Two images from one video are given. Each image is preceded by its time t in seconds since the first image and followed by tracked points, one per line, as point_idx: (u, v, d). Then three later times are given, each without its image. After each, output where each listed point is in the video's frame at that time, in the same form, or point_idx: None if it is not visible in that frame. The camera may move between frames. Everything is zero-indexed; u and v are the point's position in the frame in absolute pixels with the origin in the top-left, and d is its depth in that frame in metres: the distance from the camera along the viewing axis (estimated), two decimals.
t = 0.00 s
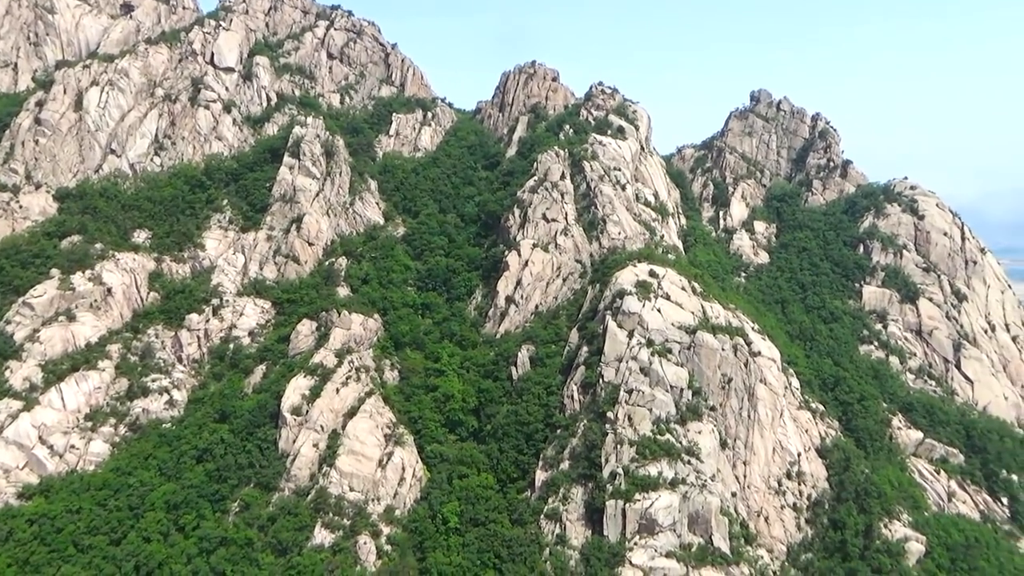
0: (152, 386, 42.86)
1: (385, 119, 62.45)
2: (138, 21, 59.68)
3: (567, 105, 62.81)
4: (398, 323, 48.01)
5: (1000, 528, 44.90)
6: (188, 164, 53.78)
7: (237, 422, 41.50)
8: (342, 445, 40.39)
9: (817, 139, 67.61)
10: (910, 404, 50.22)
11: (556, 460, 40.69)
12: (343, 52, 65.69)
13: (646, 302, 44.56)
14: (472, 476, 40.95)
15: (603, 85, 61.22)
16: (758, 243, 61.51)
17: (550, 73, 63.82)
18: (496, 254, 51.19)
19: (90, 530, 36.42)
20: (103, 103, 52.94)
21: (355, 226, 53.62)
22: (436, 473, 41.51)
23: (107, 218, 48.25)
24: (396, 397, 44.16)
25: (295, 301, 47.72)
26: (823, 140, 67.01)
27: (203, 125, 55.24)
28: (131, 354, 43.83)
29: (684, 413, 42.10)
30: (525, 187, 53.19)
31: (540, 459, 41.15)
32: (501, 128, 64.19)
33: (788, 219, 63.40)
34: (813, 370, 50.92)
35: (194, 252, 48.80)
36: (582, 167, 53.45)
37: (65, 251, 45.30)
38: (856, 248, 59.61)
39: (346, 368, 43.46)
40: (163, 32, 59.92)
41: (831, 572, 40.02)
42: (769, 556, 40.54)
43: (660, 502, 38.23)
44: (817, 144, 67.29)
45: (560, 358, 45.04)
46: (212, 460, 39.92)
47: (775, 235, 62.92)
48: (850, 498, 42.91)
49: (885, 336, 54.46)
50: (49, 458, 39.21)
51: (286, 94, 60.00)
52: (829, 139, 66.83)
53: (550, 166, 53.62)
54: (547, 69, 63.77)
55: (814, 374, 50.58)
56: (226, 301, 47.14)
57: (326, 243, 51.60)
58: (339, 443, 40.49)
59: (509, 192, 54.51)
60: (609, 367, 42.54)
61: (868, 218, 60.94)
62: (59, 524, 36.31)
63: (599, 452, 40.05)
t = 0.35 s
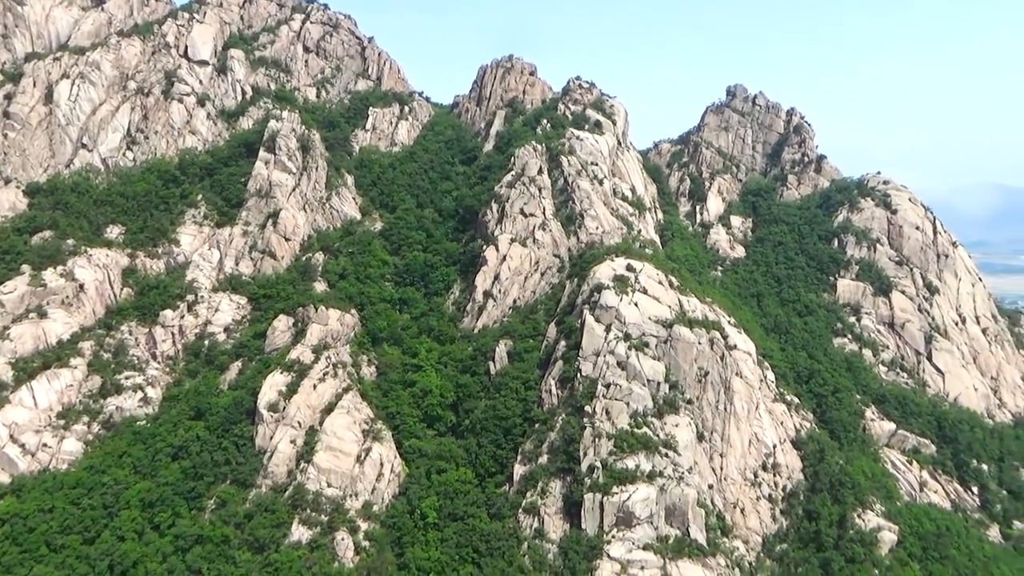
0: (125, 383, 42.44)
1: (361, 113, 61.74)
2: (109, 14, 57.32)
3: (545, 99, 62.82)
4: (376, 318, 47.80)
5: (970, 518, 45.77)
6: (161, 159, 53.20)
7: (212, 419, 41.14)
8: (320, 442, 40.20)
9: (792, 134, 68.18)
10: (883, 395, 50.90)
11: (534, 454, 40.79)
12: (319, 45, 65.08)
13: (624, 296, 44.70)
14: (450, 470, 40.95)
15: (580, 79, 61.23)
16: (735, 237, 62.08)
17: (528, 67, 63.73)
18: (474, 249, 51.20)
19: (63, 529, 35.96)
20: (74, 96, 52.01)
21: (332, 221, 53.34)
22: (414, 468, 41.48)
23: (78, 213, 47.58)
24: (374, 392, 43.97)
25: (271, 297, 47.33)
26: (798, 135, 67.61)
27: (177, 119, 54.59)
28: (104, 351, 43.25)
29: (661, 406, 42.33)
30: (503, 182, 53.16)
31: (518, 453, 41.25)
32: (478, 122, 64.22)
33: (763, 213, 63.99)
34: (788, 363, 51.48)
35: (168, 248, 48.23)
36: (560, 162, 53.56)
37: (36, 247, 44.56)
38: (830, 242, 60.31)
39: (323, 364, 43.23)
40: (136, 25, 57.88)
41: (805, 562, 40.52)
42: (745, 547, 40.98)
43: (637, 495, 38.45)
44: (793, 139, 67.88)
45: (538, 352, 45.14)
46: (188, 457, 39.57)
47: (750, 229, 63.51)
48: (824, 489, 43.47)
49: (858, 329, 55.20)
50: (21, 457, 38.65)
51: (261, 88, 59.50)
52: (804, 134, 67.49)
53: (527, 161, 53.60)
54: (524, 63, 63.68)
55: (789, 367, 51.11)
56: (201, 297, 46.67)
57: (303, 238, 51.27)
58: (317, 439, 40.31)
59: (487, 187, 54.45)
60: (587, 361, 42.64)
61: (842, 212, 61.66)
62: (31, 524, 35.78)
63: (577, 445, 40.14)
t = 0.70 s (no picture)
0: (98, 380, 41.83)
1: (337, 107, 61.54)
2: (77, 4, 56.40)
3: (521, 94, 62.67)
4: (352, 313, 47.53)
5: (941, 506, 46.59)
6: (133, 153, 52.38)
7: (187, 416, 40.70)
8: (296, 438, 39.94)
9: (766, 129, 68.73)
10: (855, 387, 51.59)
11: (512, 448, 40.82)
12: (293, 38, 64.59)
13: (600, 290, 44.79)
14: (428, 466, 40.89)
15: (557, 74, 61.17)
16: (710, 231, 62.59)
17: (503, 61, 63.61)
18: (450, 244, 51.09)
19: (35, 529, 35.43)
20: (42, 90, 51.43)
21: (308, 216, 52.99)
22: (392, 463, 41.35)
23: (48, 207, 46.92)
24: (351, 388, 43.72)
25: (246, 293, 46.89)
26: (772, 130, 68.19)
27: (149, 112, 53.78)
28: (76, 348, 42.63)
29: (638, 400, 42.53)
30: (479, 176, 53.03)
31: (495, 447, 41.28)
32: (454, 116, 63.98)
33: (738, 207, 64.50)
34: (764, 355, 51.96)
35: (140, 243, 47.56)
36: (536, 157, 53.45)
37: (4, 242, 43.74)
38: (804, 236, 60.93)
39: (299, 360, 42.87)
40: (105, 16, 56.84)
41: (780, 552, 41.00)
42: (721, 539, 41.43)
43: (614, 488, 38.65)
44: (767, 133, 68.46)
45: (515, 347, 45.16)
46: (162, 455, 39.14)
47: (725, 223, 64.02)
48: (798, 480, 44.00)
49: (832, 322, 55.89)
50: None
51: (234, 82, 58.75)
52: (778, 128, 67.96)
53: (504, 155, 53.62)
54: (500, 57, 63.52)
55: (764, 359, 51.60)
56: (174, 293, 46.14)
57: (278, 233, 50.91)
58: (293, 435, 40.04)
59: (464, 181, 54.32)
60: (564, 355, 42.66)
61: (816, 206, 62.27)
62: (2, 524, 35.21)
63: (554, 439, 40.19)
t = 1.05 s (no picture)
0: (67, 377, 41.26)
1: (311, 100, 60.43)
2: None
3: (495, 88, 62.76)
4: (326, 308, 47.28)
5: (910, 494, 47.42)
6: (102, 146, 51.67)
7: (159, 413, 40.27)
8: (271, 433, 39.65)
9: (739, 123, 69.37)
10: (827, 377, 52.27)
11: (487, 442, 40.86)
12: (265, 31, 63.74)
13: (576, 284, 44.91)
14: (404, 460, 40.82)
15: (531, 67, 61.15)
16: (684, 225, 63.00)
17: (478, 54, 63.44)
18: (425, 238, 50.97)
19: (3, 529, 34.87)
20: (8, 81, 50.16)
21: (281, 210, 52.63)
22: (368, 458, 41.23)
23: (14, 202, 45.81)
24: (326, 383, 43.51)
25: (219, 288, 46.44)
26: (745, 124, 68.85)
27: (118, 105, 53.20)
28: (44, 345, 41.99)
29: (613, 392, 42.71)
30: (454, 170, 52.86)
31: (471, 441, 41.35)
32: (429, 110, 63.76)
33: (712, 200, 65.11)
34: (737, 348, 52.45)
35: (110, 239, 46.85)
36: (511, 151, 53.38)
37: None
38: (776, 229, 61.53)
39: (273, 355, 42.57)
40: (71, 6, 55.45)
41: (753, 542, 41.38)
42: (695, 529, 41.96)
43: (590, 481, 38.81)
44: (740, 128, 69.09)
45: (491, 340, 45.20)
46: (133, 452, 38.70)
47: (699, 216, 64.49)
48: (771, 470, 44.56)
49: (804, 314, 56.47)
50: None
51: (205, 74, 58.07)
52: (751, 123, 68.68)
53: (478, 149, 53.41)
54: (474, 51, 63.36)
55: (738, 351, 52.11)
56: (145, 289, 45.61)
57: (251, 227, 50.39)
58: (268, 431, 39.70)
59: (438, 175, 54.19)
60: (540, 349, 42.67)
61: (788, 199, 62.83)
62: None
63: (530, 432, 40.31)
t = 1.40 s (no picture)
0: (35, 374, 40.54)
1: (283, 93, 60.22)
2: None
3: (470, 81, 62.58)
4: (300, 303, 46.88)
5: (879, 484, 48.23)
6: (69, 139, 50.68)
7: (130, 409, 39.77)
8: (244, 430, 39.28)
9: (713, 117, 69.93)
10: (799, 369, 52.95)
11: (463, 436, 40.83)
12: (236, 22, 62.93)
13: (551, 278, 44.96)
14: (379, 455, 40.70)
15: (506, 61, 61.10)
16: (658, 218, 63.37)
17: (452, 48, 63.16)
18: (400, 232, 50.77)
19: None
20: None
21: (253, 205, 52.16)
22: (342, 453, 41.04)
23: None
24: (300, 378, 43.21)
25: (190, 283, 45.92)
26: (719, 118, 69.43)
27: (85, 97, 52.16)
28: (12, 341, 41.24)
29: (589, 385, 42.88)
30: (429, 164, 52.71)
31: (447, 435, 41.31)
32: (403, 103, 63.48)
33: (685, 194, 65.59)
34: (711, 340, 52.94)
35: (78, 233, 46.01)
36: (485, 144, 53.21)
37: None
38: (748, 222, 62.08)
39: (246, 350, 42.08)
40: None
41: (727, 532, 41.97)
42: (670, 520, 42.21)
43: (565, 473, 38.97)
44: (713, 122, 69.63)
45: (466, 334, 45.12)
46: (104, 450, 38.21)
47: (673, 210, 64.88)
48: (744, 461, 45.04)
49: (776, 306, 57.09)
50: None
51: (175, 66, 57.19)
52: (724, 117, 69.25)
53: (453, 143, 53.34)
54: (449, 44, 63.05)
55: (712, 344, 52.60)
56: (114, 284, 44.97)
57: (223, 222, 49.93)
58: (241, 427, 39.36)
59: (412, 169, 53.96)
60: (515, 343, 42.70)
61: (760, 193, 63.41)
62: None
63: (505, 426, 40.33)
